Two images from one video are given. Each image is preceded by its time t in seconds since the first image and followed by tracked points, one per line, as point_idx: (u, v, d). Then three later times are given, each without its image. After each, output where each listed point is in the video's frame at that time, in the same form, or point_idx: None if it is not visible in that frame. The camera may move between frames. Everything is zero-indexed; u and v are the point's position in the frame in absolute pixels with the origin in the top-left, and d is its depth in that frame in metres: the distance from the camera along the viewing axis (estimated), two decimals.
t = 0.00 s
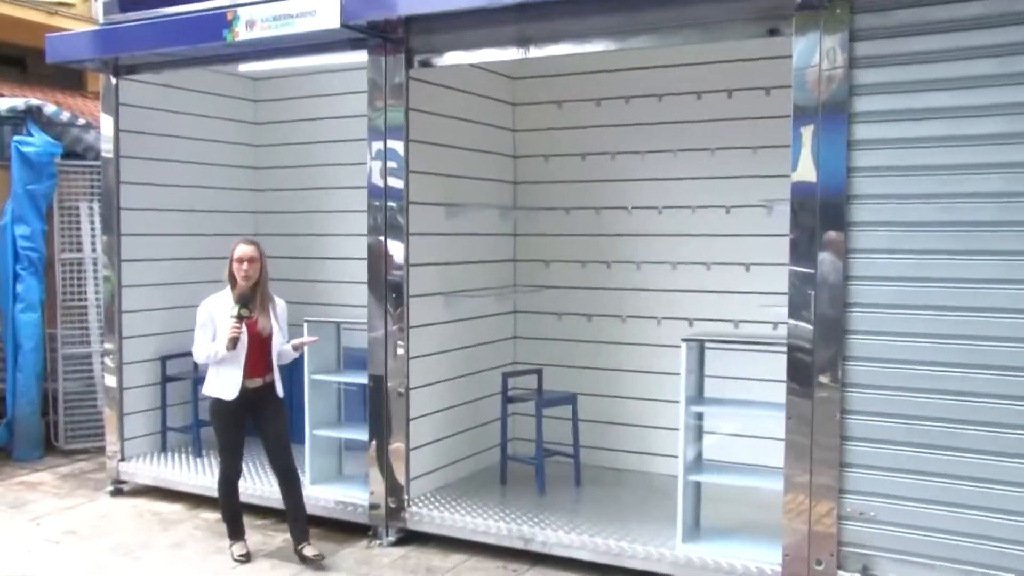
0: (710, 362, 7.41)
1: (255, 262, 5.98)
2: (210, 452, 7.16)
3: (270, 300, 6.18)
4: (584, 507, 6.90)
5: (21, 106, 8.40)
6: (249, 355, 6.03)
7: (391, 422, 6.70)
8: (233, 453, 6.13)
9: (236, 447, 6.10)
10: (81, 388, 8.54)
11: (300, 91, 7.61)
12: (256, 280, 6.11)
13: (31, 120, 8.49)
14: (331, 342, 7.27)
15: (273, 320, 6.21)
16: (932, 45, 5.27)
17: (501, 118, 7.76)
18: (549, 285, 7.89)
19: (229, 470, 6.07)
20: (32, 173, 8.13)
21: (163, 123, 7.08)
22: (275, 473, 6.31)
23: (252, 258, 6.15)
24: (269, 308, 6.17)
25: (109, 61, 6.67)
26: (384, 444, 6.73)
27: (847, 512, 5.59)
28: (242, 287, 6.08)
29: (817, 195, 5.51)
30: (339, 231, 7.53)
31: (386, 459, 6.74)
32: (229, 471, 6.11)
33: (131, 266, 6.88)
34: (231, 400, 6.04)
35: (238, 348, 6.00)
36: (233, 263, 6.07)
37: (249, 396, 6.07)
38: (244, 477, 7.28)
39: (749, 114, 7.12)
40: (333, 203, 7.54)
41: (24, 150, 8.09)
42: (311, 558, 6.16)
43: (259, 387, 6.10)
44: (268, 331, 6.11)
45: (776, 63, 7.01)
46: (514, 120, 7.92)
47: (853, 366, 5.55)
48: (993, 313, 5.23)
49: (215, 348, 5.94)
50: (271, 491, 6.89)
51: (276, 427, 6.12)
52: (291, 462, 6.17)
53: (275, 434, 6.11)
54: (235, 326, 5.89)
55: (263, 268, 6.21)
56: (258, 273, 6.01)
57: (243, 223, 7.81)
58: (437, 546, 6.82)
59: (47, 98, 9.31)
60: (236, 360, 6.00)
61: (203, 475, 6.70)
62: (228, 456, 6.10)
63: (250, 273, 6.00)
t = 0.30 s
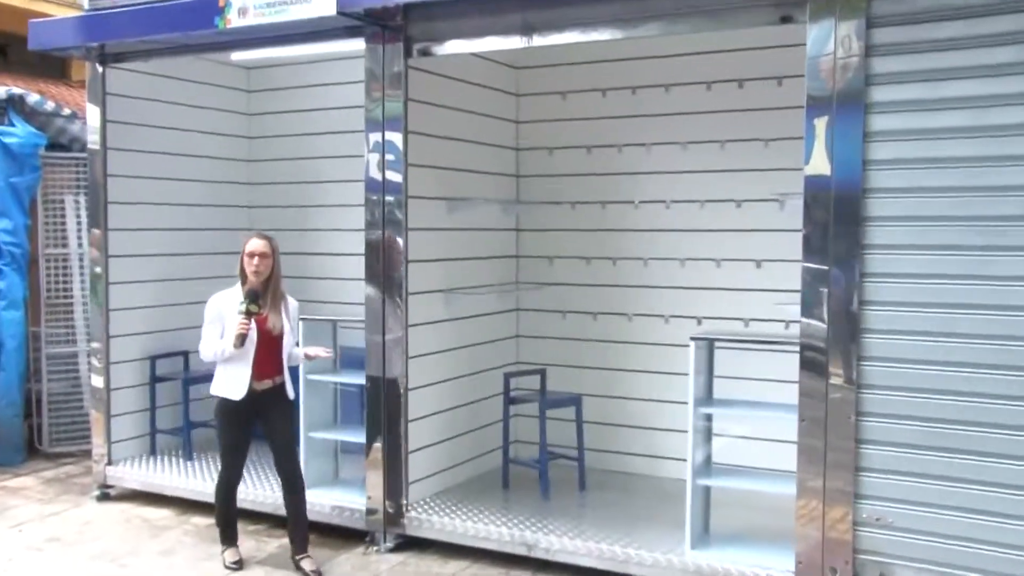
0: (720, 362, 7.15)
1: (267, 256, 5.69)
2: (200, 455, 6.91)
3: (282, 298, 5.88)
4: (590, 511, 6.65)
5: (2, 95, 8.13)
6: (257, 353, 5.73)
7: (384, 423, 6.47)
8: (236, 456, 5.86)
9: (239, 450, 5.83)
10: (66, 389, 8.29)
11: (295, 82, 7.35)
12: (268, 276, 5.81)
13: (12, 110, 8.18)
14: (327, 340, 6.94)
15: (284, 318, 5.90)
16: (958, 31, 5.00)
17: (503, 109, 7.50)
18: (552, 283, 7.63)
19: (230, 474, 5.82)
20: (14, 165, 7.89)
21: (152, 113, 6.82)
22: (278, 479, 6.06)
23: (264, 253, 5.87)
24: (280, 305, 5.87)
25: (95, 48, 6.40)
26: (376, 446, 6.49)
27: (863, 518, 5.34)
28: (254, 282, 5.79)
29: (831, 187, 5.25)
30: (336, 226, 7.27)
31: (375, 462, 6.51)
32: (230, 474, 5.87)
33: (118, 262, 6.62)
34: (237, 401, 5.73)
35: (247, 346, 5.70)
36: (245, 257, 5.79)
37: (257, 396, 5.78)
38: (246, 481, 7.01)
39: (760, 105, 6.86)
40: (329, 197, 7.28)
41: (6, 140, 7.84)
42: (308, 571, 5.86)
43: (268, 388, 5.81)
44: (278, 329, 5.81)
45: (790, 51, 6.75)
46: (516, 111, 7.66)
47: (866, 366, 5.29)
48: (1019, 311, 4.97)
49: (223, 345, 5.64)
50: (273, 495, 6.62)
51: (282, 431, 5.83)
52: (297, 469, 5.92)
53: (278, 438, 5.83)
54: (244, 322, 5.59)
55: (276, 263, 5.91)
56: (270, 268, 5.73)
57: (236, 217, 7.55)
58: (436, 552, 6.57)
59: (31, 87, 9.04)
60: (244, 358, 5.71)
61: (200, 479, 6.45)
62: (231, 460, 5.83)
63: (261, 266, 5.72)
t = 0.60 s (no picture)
0: (730, 363, 6.90)
1: (283, 252, 5.45)
2: (191, 461, 6.67)
3: (298, 296, 5.64)
4: (596, 518, 6.40)
5: None
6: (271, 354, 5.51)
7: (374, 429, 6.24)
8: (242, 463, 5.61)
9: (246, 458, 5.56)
10: (51, 392, 8.07)
11: (289, 73, 7.10)
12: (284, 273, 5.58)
13: None
14: (324, 342, 6.76)
15: (301, 317, 5.67)
16: (985, 17, 4.74)
17: (504, 101, 7.24)
18: (555, 281, 7.36)
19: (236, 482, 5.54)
20: None
21: (140, 106, 6.58)
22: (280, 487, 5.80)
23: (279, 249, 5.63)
24: (297, 303, 5.63)
25: (80, 38, 6.13)
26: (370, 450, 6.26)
27: (880, 525, 5.08)
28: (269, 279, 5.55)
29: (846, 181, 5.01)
30: (331, 223, 7.03)
31: (372, 468, 6.26)
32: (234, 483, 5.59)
33: (106, 260, 6.38)
34: (251, 404, 5.49)
35: (260, 346, 5.48)
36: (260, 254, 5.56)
37: (269, 399, 5.55)
38: (250, 489, 6.75)
39: (771, 96, 6.61)
40: (324, 193, 7.03)
41: None
42: None
43: (281, 391, 5.58)
44: (295, 329, 5.58)
45: (803, 41, 6.50)
46: (518, 104, 7.40)
47: (883, 367, 5.04)
48: None
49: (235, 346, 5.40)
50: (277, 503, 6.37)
51: (292, 438, 5.61)
52: (302, 479, 5.68)
53: (287, 444, 5.61)
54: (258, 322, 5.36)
55: (292, 260, 5.68)
56: (285, 265, 5.49)
57: (228, 213, 7.30)
58: (436, 561, 6.33)
59: (15, 78, 8.77)
60: (258, 359, 5.48)
61: (197, 488, 6.20)
62: (237, 467, 5.57)
63: (276, 263, 5.49)
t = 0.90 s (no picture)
0: (740, 364, 6.65)
1: (294, 248, 5.27)
2: (180, 467, 6.43)
3: (309, 294, 5.46)
4: (601, 524, 6.16)
5: None
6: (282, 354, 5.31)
7: (370, 431, 6.01)
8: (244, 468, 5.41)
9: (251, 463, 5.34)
10: (34, 394, 7.81)
11: (283, 63, 6.85)
12: (295, 269, 5.39)
13: None
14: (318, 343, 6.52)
15: (311, 316, 5.48)
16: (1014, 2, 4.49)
17: (506, 93, 6.98)
18: (558, 279, 7.10)
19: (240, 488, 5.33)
20: None
21: (126, 98, 6.35)
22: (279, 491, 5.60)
23: (290, 245, 5.45)
24: (308, 302, 5.45)
25: (65, 26, 5.87)
26: (367, 454, 6.02)
27: (898, 534, 4.83)
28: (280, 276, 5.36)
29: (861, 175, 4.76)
30: (325, 219, 6.78)
31: (369, 472, 6.03)
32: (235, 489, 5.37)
33: (91, 257, 6.14)
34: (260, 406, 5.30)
35: (271, 347, 5.27)
36: (271, 249, 5.37)
37: (275, 402, 5.34)
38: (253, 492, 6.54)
39: (783, 87, 6.37)
40: (319, 188, 6.79)
41: None
42: None
43: (289, 395, 5.38)
44: (306, 328, 5.40)
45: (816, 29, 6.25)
46: (519, 96, 7.14)
47: (900, 368, 4.78)
48: None
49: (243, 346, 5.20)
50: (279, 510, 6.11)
51: (294, 442, 5.45)
52: (303, 485, 5.52)
53: (288, 449, 5.45)
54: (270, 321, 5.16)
55: (302, 256, 5.49)
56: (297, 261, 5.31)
57: (219, 209, 7.06)
58: (434, 569, 6.08)
59: None
60: (268, 359, 5.28)
61: (194, 494, 5.97)
62: (241, 473, 5.35)
63: (288, 259, 5.30)
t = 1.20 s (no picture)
0: (750, 366, 6.42)
1: (299, 244, 5.10)
2: (170, 473, 6.20)
3: (315, 294, 5.28)
4: (606, 532, 5.92)
5: None
6: (289, 357, 5.10)
7: (367, 434, 5.77)
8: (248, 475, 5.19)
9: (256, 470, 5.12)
10: (17, 397, 7.56)
11: (276, 55, 6.62)
12: (300, 268, 5.22)
13: None
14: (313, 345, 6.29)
15: (318, 316, 5.30)
16: None
17: (507, 85, 6.73)
18: (563, 278, 6.85)
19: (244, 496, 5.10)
20: None
21: (112, 91, 6.13)
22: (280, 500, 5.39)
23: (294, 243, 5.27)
24: (314, 302, 5.27)
25: (50, 14, 5.61)
26: (363, 458, 5.79)
27: (916, 543, 4.58)
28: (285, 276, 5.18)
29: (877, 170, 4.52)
30: (321, 215, 6.55)
31: (364, 480, 5.80)
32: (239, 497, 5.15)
33: (77, 255, 5.92)
34: (267, 412, 5.08)
35: (278, 350, 5.05)
36: (274, 249, 5.19)
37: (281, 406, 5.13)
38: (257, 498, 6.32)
39: (796, 78, 6.13)
40: (314, 183, 6.55)
41: None
42: None
43: (296, 400, 5.17)
44: (314, 329, 5.22)
45: (831, 18, 6.01)
46: (522, 88, 6.89)
47: (917, 371, 4.55)
48: None
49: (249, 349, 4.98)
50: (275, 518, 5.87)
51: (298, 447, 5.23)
52: (305, 496, 5.31)
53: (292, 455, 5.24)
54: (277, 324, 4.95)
55: (306, 255, 5.32)
56: (303, 259, 5.14)
57: (210, 205, 6.83)
58: None
59: None
60: (274, 362, 5.07)
61: (189, 503, 5.75)
62: (245, 479, 5.13)
63: (293, 257, 5.14)
